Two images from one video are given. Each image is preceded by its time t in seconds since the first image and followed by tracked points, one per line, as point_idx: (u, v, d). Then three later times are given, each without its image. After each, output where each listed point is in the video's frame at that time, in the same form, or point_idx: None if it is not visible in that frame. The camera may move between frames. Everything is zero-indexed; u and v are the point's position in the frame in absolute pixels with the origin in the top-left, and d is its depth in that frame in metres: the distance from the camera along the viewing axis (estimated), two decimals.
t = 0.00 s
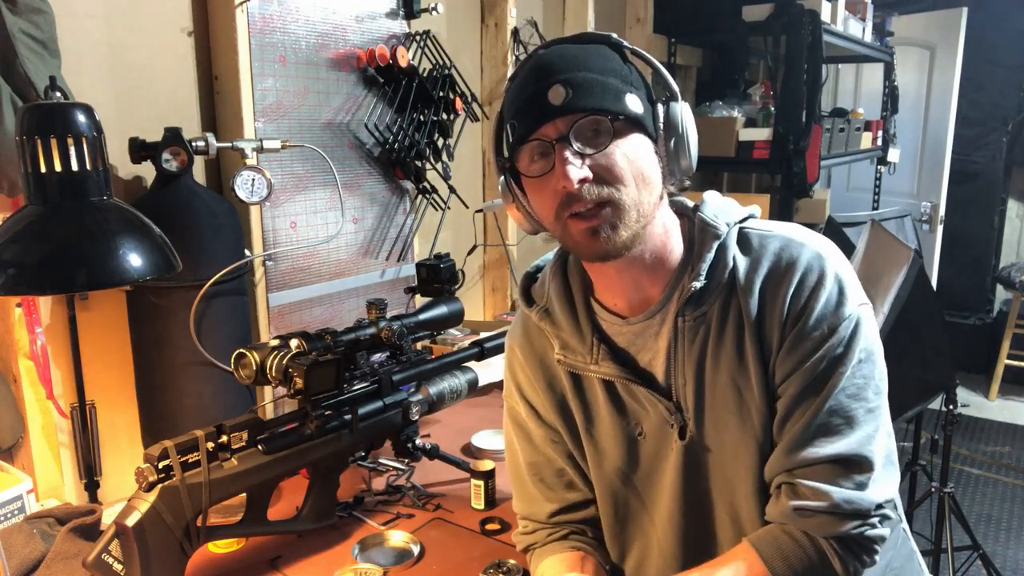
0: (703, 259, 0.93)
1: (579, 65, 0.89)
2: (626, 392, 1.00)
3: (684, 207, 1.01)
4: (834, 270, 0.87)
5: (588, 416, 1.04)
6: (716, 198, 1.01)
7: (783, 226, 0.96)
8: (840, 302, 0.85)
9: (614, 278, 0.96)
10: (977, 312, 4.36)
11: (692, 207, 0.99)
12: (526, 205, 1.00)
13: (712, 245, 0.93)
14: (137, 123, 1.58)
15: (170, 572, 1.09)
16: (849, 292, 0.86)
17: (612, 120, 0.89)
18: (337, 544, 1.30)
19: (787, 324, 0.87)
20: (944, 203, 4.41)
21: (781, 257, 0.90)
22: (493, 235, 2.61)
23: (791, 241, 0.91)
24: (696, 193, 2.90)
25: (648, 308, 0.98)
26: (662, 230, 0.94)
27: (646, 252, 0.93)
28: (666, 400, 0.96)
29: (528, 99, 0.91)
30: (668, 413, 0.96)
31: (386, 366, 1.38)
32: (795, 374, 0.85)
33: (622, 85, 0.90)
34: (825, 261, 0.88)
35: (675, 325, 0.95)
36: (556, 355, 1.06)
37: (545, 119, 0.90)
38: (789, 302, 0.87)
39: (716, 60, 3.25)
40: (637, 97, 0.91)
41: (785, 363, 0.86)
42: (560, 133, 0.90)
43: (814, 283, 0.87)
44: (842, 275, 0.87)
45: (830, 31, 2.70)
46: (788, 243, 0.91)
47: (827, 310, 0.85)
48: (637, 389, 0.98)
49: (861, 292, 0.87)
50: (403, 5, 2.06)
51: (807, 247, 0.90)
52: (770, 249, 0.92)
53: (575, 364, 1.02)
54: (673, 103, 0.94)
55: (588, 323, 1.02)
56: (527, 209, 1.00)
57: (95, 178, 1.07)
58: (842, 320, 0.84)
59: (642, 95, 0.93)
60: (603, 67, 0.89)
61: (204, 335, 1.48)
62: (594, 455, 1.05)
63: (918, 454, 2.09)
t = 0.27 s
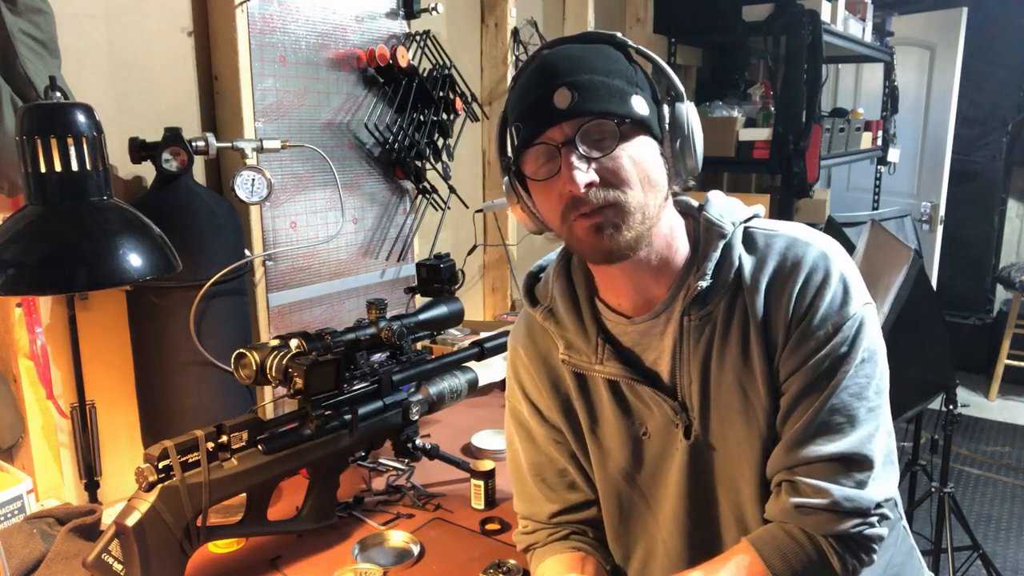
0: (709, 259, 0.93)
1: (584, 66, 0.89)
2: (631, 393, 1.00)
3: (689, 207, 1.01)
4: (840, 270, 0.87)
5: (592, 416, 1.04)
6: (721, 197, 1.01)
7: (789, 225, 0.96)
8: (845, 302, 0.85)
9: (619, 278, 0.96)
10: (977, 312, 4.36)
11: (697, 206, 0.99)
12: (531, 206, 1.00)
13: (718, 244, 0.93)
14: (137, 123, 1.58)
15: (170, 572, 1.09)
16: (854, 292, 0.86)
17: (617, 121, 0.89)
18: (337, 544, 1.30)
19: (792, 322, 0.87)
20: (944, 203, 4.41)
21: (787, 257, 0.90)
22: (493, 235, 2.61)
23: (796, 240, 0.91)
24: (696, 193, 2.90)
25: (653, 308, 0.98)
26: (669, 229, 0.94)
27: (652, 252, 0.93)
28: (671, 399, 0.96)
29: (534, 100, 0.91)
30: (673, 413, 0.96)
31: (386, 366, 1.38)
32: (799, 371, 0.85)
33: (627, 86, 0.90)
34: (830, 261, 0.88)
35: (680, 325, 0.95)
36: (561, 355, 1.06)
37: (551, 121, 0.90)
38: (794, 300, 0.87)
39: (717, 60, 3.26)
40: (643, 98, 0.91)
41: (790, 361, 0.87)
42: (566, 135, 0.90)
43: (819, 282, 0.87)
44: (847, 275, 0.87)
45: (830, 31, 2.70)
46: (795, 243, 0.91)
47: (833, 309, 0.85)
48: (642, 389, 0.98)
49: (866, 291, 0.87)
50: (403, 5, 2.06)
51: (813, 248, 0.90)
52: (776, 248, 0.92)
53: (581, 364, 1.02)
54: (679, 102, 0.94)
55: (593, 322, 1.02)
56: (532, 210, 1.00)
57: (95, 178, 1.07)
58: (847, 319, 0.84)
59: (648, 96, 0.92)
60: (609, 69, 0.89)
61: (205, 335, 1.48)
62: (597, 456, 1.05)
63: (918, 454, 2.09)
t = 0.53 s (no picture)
0: (710, 258, 0.93)
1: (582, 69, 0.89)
2: (633, 393, 1.00)
3: (690, 207, 1.01)
4: (841, 269, 0.87)
5: (594, 416, 1.04)
6: (722, 197, 1.01)
7: (790, 225, 0.96)
8: (846, 302, 0.85)
9: (619, 279, 0.96)
10: (977, 312, 4.36)
11: (698, 206, 0.99)
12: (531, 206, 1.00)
13: (719, 244, 0.93)
14: (137, 123, 1.58)
15: (170, 572, 1.09)
16: (855, 292, 0.86)
17: (615, 126, 0.89)
18: (337, 543, 1.30)
19: (793, 321, 0.87)
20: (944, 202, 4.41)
21: (788, 256, 0.91)
22: (493, 235, 2.61)
23: (797, 240, 0.91)
24: (696, 193, 2.90)
25: (654, 308, 0.98)
26: (670, 228, 0.94)
27: (652, 253, 0.93)
28: (672, 399, 0.96)
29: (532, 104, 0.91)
30: (674, 412, 0.96)
31: (386, 366, 1.38)
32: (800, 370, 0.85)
33: (625, 90, 0.90)
34: (831, 260, 0.88)
35: (681, 325, 0.95)
36: (562, 355, 1.06)
37: (548, 125, 0.90)
38: (796, 299, 0.87)
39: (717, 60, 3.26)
40: (641, 102, 0.91)
41: (791, 360, 0.87)
42: (563, 140, 0.90)
43: (820, 282, 0.87)
44: (848, 275, 0.87)
45: (830, 31, 2.70)
46: (796, 242, 0.91)
47: (834, 308, 0.85)
48: (644, 389, 0.98)
49: (867, 291, 0.87)
50: (403, 5, 2.06)
51: (814, 247, 0.90)
52: (777, 248, 0.92)
53: (582, 365, 1.02)
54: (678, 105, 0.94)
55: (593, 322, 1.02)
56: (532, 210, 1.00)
57: (95, 178, 1.07)
58: (848, 318, 0.84)
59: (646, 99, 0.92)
60: (607, 73, 0.89)
61: (205, 335, 1.48)
62: (598, 456, 1.05)
63: (918, 454, 2.09)
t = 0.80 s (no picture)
0: (708, 260, 0.93)
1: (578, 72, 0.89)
2: (632, 395, 1.00)
3: (690, 207, 1.01)
4: (839, 271, 0.87)
5: (593, 417, 1.04)
6: (721, 198, 1.01)
7: (790, 226, 0.96)
8: (844, 303, 0.85)
9: (619, 280, 0.96)
10: (977, 312, 4.36)
11: (697, 207, 0.99)
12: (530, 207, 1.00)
13: (718, 246, 0.93)
14: (137, 123, 1.58)
15: (170, 573, 1.09)
16: (854, 293, 0.86)
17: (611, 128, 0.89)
18: (337, 544, 1.30)
19: (792, 322, 0.87)
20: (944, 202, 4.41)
21: (787, 257, 0.91)
22: (493, 235, 2.61)
23: (796, 241, 0.91)
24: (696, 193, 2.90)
25: (654, 309, 0.98)
26: (671, 228, 0.94)
27: (651, 255, 0.93)
28: (670, 400, 0.96)
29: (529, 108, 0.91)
30: (673, 413, 0.96)
31: (386, 366, 1.38)
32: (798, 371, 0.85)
33: (623, 91, 0.90)
34: (829, 262, 0.88)
35: (680, 325, 0.95)
36: (561, 355, 1.06)
37: (544, 129, 0.90)
38: (795, 301, 0.87)
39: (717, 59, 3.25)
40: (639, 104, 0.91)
41: (789, 361, 0.87)
42: (559, 142, 0.90)
43: (819, 283, 0.87)
44: (847, 276, 0.87)
45: (830, 31, 2.70)
46: (795, 243, 0.91)
47: (833, 310, 0.85)
48: (643, 390, 0.98)
49: (866, 292, 0.87)
50: (403, 5, 2.06)
51: (813, 249, 0.90)
52: (777, 249, 0.92)
53: (582, 365, 1.02)
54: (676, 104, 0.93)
55: (592, 322, 1.02)
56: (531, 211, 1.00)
57: (95, 178, 1.07)
58: (847, 320, 0.84)
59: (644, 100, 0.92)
60: (604, 74, 0.89)
61: (205, 335, 1.48)
62: (598, 457, 1.05)
63: (918, 454, 2.09)
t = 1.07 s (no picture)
0: (708, 263, 0.93)
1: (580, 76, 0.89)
2: (632, 397, 1.00)
3: (691, 209, 1.01)
4: (841, 274, 0.87)
5: (594, 419, 1.05)
6: (722, 200, 1.01)
7: (791, 229, 0.96)
8: (847, 307, 0.85)
9: (617, 283, 0.96)
10: (977, 312, 4.36)
11: (699, 209, 0.99)
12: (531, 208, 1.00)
13: (718, 249, 0.93)
14: (137, 123, 1.58)
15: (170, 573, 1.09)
16: (857, 298, 0.85)
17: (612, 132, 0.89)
18: (338, 543, 1.30)
19: (794, 326, 0.87)
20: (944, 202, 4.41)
21: (789, 261, 0.90)
22: (493, 235, 2.61)
23: (798, 245, 0.91)
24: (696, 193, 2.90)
25: (655, 311, 0.98)
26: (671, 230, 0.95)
27: (651, 259, 0.93)
28: (670, 402, 0.96)
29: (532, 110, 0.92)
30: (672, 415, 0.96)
31: (386, 366, 1.38)
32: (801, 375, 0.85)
33: (624, 93, 0.90)
34: (832, 266, 0.88)
35: (680, 328, 0.95)
36: (562, 356, 1.06)
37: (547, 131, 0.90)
38: (797, 304, 0.87)
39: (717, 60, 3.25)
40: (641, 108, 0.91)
41: (791, 364, 0.87)
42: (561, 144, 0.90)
43: (822, 288, 0.86)
44: (849, 280, 0.87)
45: (830, 31, 2.70)
46: (796, 247, 0.91)
47: (836, 313, 0.84)
48: (643, 392, 0.99)
49: (868, 296, 0.87)
50: (403, 5, 2.06)
51: (815, 253, 0.89)
52: (778, 252, 0.92)
53: (583, 366, 1.02)
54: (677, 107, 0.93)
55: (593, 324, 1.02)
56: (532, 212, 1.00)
57: (95, 178, 1.07)
58: (850, 324, 0.83)
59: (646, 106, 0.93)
60: (607, 77, 0.89)
61: (205, 335, 1.48)
62: (597, 458, 1.05)
63: (918, 454, 2.09)
